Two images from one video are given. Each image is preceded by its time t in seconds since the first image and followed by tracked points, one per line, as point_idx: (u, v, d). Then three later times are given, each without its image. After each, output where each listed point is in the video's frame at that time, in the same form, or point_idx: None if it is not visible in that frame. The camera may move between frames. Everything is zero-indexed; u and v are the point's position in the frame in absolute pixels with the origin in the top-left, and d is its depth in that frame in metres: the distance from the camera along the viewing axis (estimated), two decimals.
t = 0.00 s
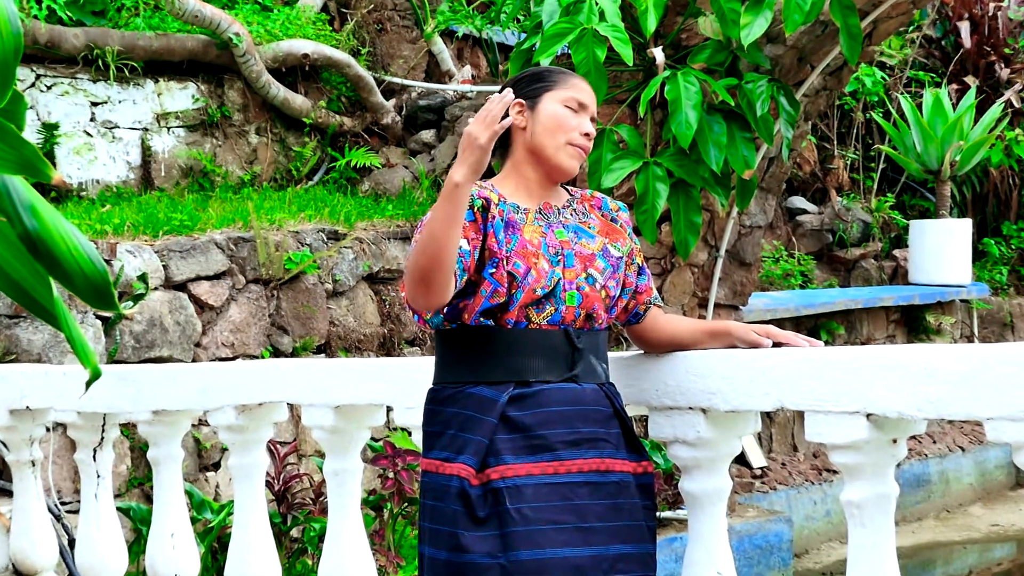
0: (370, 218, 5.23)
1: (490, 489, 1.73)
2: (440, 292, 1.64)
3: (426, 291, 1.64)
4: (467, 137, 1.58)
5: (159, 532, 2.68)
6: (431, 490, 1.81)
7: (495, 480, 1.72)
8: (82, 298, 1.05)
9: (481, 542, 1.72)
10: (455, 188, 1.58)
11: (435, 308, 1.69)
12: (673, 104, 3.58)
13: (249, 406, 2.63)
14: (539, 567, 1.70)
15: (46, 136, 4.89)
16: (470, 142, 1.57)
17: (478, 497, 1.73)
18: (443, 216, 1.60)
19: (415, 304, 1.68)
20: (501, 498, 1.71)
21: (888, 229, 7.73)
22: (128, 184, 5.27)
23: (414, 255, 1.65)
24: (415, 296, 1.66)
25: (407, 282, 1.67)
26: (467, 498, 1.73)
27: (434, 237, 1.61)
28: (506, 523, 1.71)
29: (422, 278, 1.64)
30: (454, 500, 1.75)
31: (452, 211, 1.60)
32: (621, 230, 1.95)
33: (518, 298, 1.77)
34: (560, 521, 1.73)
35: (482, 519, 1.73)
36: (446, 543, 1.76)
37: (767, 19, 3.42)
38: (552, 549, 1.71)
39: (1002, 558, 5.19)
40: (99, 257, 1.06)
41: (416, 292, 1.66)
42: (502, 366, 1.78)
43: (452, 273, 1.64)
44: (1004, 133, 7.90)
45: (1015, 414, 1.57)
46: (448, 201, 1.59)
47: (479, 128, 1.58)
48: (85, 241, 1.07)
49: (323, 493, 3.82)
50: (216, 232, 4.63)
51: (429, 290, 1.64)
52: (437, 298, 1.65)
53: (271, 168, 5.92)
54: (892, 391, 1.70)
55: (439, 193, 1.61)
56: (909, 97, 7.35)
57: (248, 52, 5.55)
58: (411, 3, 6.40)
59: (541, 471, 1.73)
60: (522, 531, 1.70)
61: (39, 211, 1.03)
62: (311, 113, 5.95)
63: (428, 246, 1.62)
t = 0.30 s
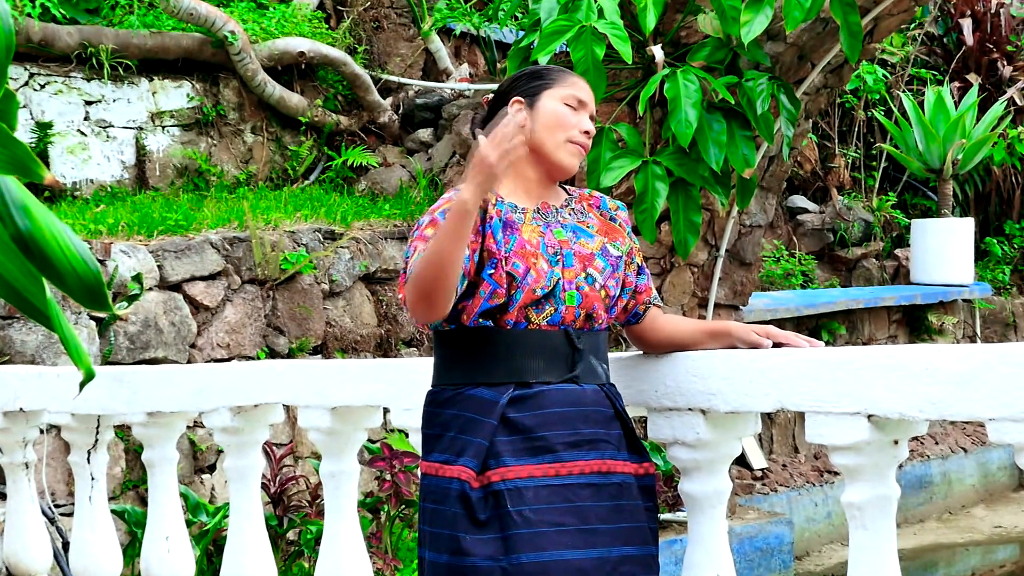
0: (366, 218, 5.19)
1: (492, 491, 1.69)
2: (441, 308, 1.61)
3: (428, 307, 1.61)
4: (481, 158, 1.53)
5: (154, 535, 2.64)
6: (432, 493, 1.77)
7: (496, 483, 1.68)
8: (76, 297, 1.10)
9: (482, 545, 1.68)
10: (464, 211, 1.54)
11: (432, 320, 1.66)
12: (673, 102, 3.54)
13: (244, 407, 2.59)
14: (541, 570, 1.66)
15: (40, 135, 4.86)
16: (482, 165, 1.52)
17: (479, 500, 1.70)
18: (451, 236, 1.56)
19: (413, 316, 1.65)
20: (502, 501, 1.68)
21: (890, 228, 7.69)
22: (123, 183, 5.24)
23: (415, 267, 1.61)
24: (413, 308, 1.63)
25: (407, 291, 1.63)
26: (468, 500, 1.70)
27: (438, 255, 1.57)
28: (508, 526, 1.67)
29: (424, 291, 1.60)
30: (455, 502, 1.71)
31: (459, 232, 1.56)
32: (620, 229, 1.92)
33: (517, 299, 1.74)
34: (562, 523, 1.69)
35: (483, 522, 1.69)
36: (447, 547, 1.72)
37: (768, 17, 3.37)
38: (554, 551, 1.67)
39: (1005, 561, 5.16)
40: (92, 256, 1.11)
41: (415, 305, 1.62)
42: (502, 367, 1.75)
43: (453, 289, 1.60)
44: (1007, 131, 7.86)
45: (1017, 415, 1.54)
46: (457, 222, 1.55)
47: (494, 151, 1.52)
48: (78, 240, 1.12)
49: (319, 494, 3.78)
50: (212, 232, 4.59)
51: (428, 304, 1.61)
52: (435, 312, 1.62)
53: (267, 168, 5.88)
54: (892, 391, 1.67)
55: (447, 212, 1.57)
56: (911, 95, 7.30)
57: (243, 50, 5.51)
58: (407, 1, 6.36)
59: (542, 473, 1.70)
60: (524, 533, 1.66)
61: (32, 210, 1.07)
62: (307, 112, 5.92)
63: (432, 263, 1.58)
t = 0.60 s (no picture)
0: (365, 218, 5.17)
1: (488, 493, 1.68)
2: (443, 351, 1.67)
3: (432, 342, 1.65)
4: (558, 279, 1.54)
5: (151, 537, 2.62)
6: (428, 495, 1.75)
7: (492, 484, 1.67)
8: (70, 298, 1.07)
9: (478, 547, 1.66)
10: (514, 312, 1.58)
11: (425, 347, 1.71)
12: (673, 102, 3.52)
13: (242, 408, 2.57)
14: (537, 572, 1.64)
15: (37, 135, 4.85)
16: (553, 288, 1.54)
17: (475, 502, 1.68)
18: (491, 318, 1.59)
19: (410, 344, 1.68)
20: (498, 502, 1.66)
21: (891, 227, 7.66)
22: (119, 183, 5.22)
23: (436, 316, 1.63)
24: (417, 342, 1.66)
25: (415, 326, 1.65)
26: (464, 502, 1.68)
27: (468, 327, 1.60)
28: (504, 528, 1.65)
29: (435, 340, 1.64)
30: (451, 504, 1.70)
31: (499, 319, 1.59)
32: (622, 228, 1.89)
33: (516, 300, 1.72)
34: (559, 526, 1.67)
35: (479, 524, 1.68)
36: (443, 548, 1.71)
37: (768, 15, 3.35)
38: (551, 554, 1.65)
39: (1008, 563, 5.13)
40: (86, 258, 1.08)
41: (419, 342, 1.66)
42: (500, 368, 1.73)
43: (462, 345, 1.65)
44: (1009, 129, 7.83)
45: (1020, 417, 1.52)
46: (500, 316, 1.58)
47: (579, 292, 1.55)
48: (72, 239, 1.09)
49: (317, 497, 3.75)
50: (209, 233, 4.57)
51: (435, 350, 1.66)
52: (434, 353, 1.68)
53: (265, 168, 5.84)
54: (894, 392, 1.64)
55: (496, 297, 1.58)
56: (913, 94, 7.28)
57: (241, 49, 5.49)
58: None
59: (539, 475, 1.67)
60: (519, 535, 1.64)
61: (26, 211, 1.04)
62: (304, 111, 5.90)
63: (456, 327, 1.61)
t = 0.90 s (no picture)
0: (364, 219, 5.14)
1: (485, 496, 1.65)
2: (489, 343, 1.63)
3: (478, 333, 1.60)
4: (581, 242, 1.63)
5: (148, 540, 2.59)
6: (425, 497, 1.73)
7: (490, 487, 1.65)
8: (68, 298, 1.12)
9: (475, 551, 1.64)
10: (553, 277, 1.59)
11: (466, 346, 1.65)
12: (674, 101, 3.50)
13: (241, 411, 2.54)
14: None
15: (33, 135, 4.83)
16: (580, 251, 1.63)
17: (473, 504, 1.65)
18: (535, 287, 1.58)
19: (454, 342, 1.62)
20: (495, 506, 1.64)
21: (894, 228, 7.64)
22: (116, 184, 5.21)
23: (478, 302, 1.59)
24: (463, 337, 1.61)
25: (457, 320, 1.60)
26: (461, 505, 1.66)
27: (513, 305, 1.58)
28: (501, 531, 1.63)
29: (482, 329, 1.59)
30: (448, 507, 1.68)
31: (542, 288, 1.59)
32: (624, 230, 1.87)
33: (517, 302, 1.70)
34: (556, 529, 1.64)
35: (476, 527, 1.65)
36: (440, 551, 1.69)
37: (770, 15, 3.32)
38: (548, 558, 1.63)
39: (1012, 566, 5.10)
40: (85, 259, 1.13)
41: (465, 335, 1.61)
42: (500, 371, 1.70)
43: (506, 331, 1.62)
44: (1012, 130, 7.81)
45: None
46: (543, 283, 1.58)
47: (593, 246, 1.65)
48: (71, 242, 1.14)
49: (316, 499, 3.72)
50: (207, 233, 4.54)
51: (481, 341, 1.61)
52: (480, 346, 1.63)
53: (263, 168, 5.82)
54: (896, 394, 1.62)
55: (532, 267, 1.59)
56: (916, 94, 7.25)
57: (239, 49, 5.46)
58: None
59: (537, 479, 1.65)
60: (517, 539, 1.62)
61: (24, 212, 1.09)
62: (303, 111, 5.87)
63: (502, 309, 1.58)
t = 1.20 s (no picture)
0: (362, 220, 5.10)
1: (489, 501, 1.61)
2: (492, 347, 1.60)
3: (482, 338, 1.57)
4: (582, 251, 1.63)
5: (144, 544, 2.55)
6: (428, 502, 1.69)
7: (494, 493, 1.61)
8: (65, 301, 1.07)
9: (478, 557, 1.61)
10: (558, 283, 1.58)
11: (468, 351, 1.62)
12: (675, 101, 3.46)
13: (237, 414, 2.50)
14: None
15: (28, 135, 4.80)
16: (581, 260, 1.62)
17: (476, 510, 1.62)
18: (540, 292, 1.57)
19: (458, 347, 1.59)
20: (499, 511, 1.60)
21: (898, 230, 7.60)
22: (113, 185, 5.17)
23: (484, 305, 1.56)
24: (467, 341, 1.57)
25: (462, 323, 1.57)
26: (464, 510, 1.62)
27: (519, 309, 1.56)
28: (505, 537, 1.59)
29: (488, 333, 1.56)
30: (451, 512, 1.64)
31: (546, 293, 1.57)
32: (629, 231, 1.83)
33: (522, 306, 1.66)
34: (560, 536, 1.61)
35: (480, 533, 1.61)
36: (442, 557, 1.65)
37: (772, 14, 3.28)
38: (552, 566, 1.59)
39: (1016, 571, 5.06)
40: (81, 260, 1.07)
41: (469, 339, 1.57)
42: (503, 375, 1.66)
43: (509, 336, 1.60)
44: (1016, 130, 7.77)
45: None
46: (549, 288, 1.57)
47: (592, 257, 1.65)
48: (66, 243, 1.08)
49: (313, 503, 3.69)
50: (203, 235, 4.51)
51: (486, 345, 1.58)
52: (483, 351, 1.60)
53: (260, 169, 5.79)
54: (900, 397, 1.58)
55: (537, 272, 1.57)
56: (920, 95, 7.21)
57: (235, 49, 5.42)
58: None
59: (542, 485, 1.61)
60: (521, 546, 1.58)
61: (19, 213, 1.03)
62: (301, 111, 5.83)
63: (508, 312, 1.55)
